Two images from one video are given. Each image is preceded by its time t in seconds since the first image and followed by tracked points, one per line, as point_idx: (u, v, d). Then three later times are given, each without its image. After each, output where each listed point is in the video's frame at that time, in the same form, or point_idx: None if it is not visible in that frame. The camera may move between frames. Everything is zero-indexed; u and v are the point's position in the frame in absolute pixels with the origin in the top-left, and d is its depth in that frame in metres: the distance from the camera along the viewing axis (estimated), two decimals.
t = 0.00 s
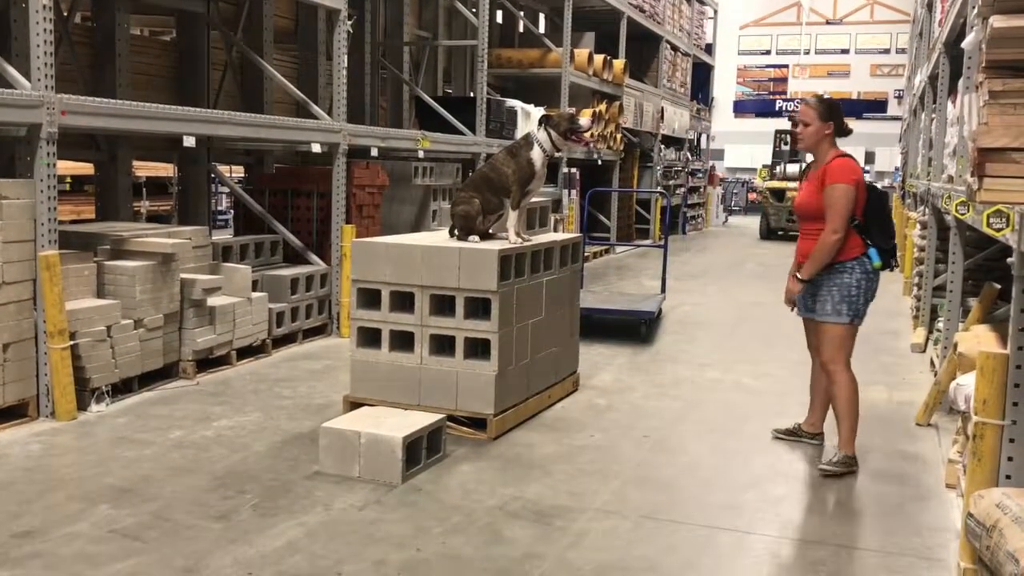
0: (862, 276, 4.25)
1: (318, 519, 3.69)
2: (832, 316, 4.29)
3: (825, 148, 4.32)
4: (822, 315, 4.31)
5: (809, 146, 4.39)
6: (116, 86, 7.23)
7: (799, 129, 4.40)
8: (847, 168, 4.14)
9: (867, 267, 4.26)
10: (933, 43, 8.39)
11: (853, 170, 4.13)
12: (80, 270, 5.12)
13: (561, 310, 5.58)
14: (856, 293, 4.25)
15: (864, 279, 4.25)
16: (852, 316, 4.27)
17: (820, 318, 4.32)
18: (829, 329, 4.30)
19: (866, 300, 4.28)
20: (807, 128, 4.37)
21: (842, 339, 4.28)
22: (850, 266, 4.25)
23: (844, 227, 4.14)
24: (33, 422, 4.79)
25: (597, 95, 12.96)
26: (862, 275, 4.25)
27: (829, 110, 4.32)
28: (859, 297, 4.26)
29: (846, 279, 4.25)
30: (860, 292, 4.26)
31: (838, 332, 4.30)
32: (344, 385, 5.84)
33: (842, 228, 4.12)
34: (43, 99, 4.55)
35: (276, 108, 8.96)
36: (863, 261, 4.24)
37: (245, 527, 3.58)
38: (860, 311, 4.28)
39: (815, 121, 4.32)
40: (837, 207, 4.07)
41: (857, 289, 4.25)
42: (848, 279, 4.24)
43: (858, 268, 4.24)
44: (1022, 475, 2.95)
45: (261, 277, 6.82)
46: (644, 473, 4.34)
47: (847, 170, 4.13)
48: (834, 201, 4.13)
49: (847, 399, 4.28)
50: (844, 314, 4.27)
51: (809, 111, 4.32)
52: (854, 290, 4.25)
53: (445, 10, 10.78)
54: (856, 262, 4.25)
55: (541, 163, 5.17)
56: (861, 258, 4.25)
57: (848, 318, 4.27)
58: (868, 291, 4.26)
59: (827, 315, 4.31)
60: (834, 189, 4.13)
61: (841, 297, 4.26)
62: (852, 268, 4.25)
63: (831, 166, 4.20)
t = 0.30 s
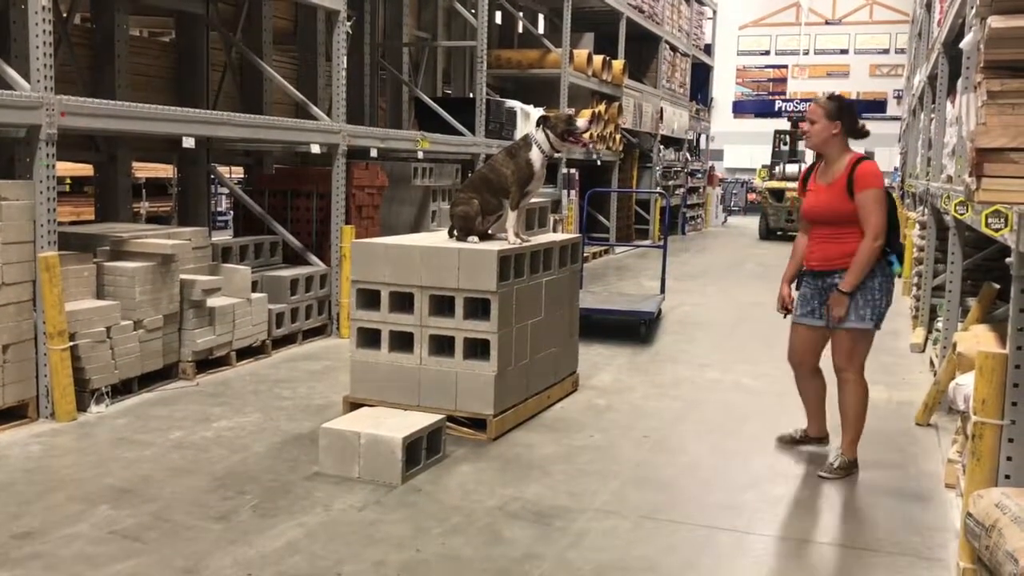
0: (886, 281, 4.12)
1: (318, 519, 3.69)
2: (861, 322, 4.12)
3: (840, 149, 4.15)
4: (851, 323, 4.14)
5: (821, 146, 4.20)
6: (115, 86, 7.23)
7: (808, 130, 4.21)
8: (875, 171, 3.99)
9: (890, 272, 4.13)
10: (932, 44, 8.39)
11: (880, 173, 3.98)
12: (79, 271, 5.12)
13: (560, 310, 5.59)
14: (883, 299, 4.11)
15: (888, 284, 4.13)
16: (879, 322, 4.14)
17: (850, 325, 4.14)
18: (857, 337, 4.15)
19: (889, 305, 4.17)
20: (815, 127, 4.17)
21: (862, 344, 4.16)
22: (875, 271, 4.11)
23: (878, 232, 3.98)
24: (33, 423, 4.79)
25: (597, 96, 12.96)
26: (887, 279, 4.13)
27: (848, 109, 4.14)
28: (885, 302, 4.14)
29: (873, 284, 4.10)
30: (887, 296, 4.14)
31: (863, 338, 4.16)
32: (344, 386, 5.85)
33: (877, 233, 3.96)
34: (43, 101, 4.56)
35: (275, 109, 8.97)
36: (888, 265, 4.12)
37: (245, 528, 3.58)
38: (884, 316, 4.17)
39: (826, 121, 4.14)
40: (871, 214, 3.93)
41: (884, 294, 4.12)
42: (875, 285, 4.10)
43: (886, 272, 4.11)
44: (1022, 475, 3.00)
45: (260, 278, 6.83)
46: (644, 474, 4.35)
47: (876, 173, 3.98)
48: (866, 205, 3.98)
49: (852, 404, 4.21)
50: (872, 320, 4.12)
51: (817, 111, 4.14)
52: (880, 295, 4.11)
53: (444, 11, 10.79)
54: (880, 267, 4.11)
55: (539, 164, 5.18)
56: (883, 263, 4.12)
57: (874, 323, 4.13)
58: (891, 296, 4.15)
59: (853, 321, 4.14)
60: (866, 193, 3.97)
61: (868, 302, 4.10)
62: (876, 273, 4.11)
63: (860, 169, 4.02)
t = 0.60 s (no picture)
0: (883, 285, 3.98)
1: (318, 519, 3.69)
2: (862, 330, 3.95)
3: (831, 149, 3.97)
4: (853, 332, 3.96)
5: (811, 146, 3.99)
6: (115, 87, 7.23)
7: (795, 131, 4.00)
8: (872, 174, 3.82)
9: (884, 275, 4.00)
10: (932, 44, 8.39)
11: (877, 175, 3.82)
12: (79, 272, 5.12)
13: (560, 310, 5.59)
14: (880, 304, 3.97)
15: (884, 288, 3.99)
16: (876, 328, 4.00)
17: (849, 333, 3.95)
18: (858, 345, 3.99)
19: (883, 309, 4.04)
20: (802, 127, 3.98)
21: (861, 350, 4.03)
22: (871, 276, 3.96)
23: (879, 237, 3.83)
24: (33, 423, 4.79)
25: (597, 96, 12.96)
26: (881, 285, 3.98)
27: (840, 109, 3.96)
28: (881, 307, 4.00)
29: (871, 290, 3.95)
30: (881, 302, 3.99)
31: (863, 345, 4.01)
32: (343, 386, 5.85)
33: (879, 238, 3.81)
34: (43, 102, 4.56)
35: (275, 109, 8.98)
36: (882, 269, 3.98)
37: (245, 528, 3.58)
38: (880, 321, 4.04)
39: (815, 122, 3.94)
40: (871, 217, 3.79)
41: (881, 299, 3.97)
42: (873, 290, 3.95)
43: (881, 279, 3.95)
44: (1022, 474, 2.99)
45: (261, 278, 6.83)
46: (644, 474, 4.34)
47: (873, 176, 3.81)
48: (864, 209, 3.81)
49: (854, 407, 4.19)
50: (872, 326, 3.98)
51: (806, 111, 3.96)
52: (879, 301, 3.96)
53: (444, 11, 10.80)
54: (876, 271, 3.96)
55: (538, 164, 5.20)
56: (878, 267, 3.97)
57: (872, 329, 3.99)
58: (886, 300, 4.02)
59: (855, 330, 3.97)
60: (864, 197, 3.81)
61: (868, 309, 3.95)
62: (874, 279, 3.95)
63: (858, 171, 3.83)
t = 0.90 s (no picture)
0: (854, 285, 3.88)
1: (318, 520, 3.69)
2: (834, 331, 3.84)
3: (798, 143, 3.87)
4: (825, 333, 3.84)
5: (777, 141, 3.90)
6: (115, 87, 7.24)
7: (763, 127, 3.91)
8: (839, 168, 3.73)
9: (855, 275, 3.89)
10: (932, 43, 8.38)
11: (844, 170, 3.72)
12: (79, 273, 5.12)
13: (560, 310, 5.59)
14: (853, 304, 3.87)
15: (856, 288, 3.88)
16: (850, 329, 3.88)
17: (822, 335, 3.83)
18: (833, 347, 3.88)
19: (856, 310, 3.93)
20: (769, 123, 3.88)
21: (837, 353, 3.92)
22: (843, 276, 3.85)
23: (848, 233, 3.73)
24: (34, 424, 4.80)
25: (597, 96, 12.93)
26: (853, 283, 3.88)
27: (806, 103, 3.87)
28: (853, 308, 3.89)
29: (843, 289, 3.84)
30: (852, 302, 3.88)
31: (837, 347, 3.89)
32: (344, 386, 5.85)
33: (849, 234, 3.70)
34: (43, 102, 4.56)
35: (275, 109, 8.99)
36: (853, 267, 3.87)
37: (246, 529, 3.58)
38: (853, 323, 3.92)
39: (782, 117, 3.86)
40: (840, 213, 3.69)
41: (853, 299, 3.86)
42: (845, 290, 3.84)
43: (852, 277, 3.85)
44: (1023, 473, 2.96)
45: (261, 278, 6.83)
46: (644, 474, 4.34)
47: (840, 170, 3.72)
48: (832, 204, 3.71)
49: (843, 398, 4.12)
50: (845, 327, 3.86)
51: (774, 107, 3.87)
52: (851, 301, 3.85)
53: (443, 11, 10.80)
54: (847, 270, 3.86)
55: (538, 164, 5.19)
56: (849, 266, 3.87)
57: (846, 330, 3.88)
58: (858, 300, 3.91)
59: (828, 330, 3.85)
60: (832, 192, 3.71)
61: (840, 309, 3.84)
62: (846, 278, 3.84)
63: (825, 165, 3.74)
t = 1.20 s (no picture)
0: (817, 288, 3.70)
1: (318, 521, 3.69)
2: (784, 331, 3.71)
3: (774, 141, 3.77)
4: (776, 333, 3.72)
5: (757, 138, 3.83)
6: (114, 88, 7.24)
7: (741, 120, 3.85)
8: (801, 166, 3.58)
9: (823, 278, 3.71)
10: (932, 43, 8.38)
11: (807, 167, 3.57)
12: (79, 274, 5.12)
13: (560, 310, 5.59)
14: (811, 308, 3.69)
15: (820, 292, 3.70)
16: (806, 333, 3.70)
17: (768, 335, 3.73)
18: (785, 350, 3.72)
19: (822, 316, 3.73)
20: (747, 117, 3.82)
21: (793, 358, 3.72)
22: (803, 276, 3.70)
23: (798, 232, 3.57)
24: (33, 425, 4.80)
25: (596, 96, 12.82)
26: (815, 287, 3.70)
27: (784, 99, 3.76)
28: (814, 312, 3.70)
29: (800, 290, 3.69)
30: (813, 306, 3.70)
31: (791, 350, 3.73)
32: (343, 387, 5.86)
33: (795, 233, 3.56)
34: (43, 103, 4.56)
35: (275, 110, 9.01)
36: (818, 270, 3.70)
37: (245, 530, 3.58)
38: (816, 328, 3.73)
39: (758, 112, 3.78)
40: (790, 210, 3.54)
41: (812, 302, 3.69)
42: (802, 291, 3.69)
43: (815, 280, 3.70)
44: (1021, 474, 3.00)
45: (261, 279, 6.83)
46: (643, 475, 4.34)
47: (801, 167, 3.57)
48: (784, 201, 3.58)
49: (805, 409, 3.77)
50: (797, 329, 3.69)
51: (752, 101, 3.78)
52: (809, 304, 3.69)
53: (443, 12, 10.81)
54: (810, 272, 3.70)
55: (536, 165, 5.18)
56: (814, 268, 3.70)
57: (800, 333, 3.70)
58: (824, 306, 3.72)
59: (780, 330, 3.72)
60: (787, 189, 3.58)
61: (793, 310, 3.70)
62: (806, 279, 3.69)
63: (788, 161, 3.62)
